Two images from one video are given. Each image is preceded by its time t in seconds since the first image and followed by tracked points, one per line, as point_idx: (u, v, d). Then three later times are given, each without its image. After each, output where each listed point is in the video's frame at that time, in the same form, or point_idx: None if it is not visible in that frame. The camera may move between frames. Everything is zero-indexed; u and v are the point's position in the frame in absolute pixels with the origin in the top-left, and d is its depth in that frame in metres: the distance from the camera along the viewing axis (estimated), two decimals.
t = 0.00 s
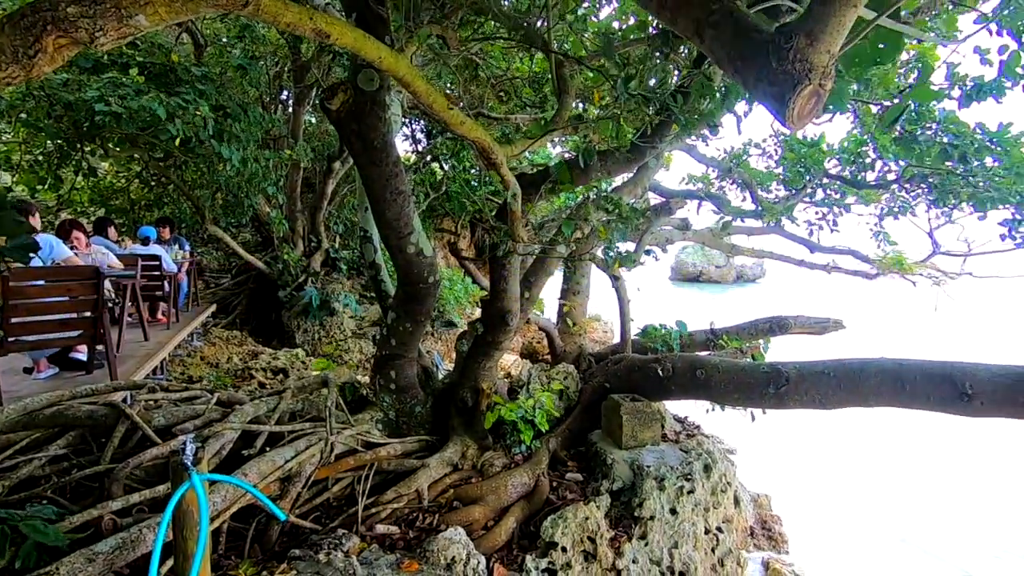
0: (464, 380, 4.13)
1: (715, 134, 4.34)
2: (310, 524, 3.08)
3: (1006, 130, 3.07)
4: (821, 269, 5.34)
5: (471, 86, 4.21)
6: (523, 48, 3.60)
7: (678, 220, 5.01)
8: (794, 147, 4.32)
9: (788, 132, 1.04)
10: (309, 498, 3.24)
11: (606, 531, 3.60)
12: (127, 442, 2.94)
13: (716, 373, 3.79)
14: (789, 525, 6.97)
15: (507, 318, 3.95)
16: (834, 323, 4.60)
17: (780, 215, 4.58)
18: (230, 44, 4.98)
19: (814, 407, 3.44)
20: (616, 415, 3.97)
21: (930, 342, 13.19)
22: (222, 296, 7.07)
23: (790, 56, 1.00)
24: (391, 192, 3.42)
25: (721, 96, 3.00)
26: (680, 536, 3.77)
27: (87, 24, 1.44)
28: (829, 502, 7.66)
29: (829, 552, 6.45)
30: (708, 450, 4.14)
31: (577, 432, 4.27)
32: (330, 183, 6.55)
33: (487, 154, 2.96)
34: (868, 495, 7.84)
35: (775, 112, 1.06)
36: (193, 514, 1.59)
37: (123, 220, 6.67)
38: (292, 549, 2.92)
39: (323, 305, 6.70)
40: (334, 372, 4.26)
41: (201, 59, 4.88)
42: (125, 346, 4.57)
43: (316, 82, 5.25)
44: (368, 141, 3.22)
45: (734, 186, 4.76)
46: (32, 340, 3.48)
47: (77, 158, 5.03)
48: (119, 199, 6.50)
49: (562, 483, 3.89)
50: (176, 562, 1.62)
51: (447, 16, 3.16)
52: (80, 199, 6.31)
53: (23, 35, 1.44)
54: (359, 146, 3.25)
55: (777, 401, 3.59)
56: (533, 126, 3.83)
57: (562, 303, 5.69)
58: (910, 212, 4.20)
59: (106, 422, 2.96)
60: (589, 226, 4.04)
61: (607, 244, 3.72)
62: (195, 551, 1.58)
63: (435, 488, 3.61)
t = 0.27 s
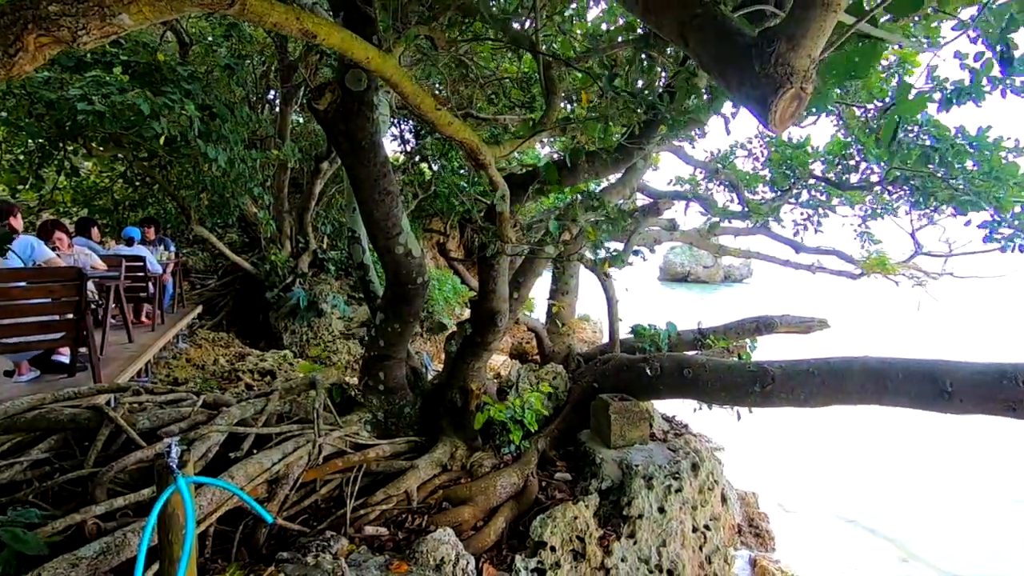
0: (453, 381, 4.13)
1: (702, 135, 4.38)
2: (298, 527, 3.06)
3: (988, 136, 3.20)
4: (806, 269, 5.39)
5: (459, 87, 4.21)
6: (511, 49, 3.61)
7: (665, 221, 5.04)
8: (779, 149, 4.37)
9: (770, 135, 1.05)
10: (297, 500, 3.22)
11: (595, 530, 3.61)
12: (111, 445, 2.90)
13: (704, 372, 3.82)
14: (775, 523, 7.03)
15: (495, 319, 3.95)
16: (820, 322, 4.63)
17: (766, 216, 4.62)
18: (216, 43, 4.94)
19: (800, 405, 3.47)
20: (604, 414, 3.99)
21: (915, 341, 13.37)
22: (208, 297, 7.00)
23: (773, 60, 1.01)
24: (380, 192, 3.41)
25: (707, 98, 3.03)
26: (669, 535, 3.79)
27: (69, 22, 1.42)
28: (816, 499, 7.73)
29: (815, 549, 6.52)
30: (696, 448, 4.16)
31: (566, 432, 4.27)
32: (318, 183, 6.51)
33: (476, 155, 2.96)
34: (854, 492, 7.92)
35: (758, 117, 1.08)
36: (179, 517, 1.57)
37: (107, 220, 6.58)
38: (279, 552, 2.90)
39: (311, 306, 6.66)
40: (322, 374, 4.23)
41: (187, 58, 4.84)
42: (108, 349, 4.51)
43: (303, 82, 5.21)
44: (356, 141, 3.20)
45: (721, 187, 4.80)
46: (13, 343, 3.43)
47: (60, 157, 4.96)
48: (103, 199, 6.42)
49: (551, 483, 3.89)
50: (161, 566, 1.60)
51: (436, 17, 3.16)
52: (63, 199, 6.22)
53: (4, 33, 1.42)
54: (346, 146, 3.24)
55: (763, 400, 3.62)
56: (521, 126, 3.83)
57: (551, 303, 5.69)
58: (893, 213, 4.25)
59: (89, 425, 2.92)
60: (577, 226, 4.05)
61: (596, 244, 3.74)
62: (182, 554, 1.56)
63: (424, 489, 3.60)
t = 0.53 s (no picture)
0: (446, 381, 4.13)
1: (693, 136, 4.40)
2: (291, 528, 3.05)
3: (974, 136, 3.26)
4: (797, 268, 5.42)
5: (451, 87, 4.21)
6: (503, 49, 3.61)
7: (658, 221, 5.05)
8: (770, 149, 4.39)
9: (758, 136, 1.06)
10: (289, 502, 3.21)
11: (588, 529, 3.62)
12: (101, 447, 2.89)
13: (696, 371, 3.84)
14: (768, 520, 7.07)
15: (488, 319, 3.96)
16: (810, 320, 4.65)
17: (757, 216, 4.64)
18: (207, 42, 4.91)
19: (790, 403, 3.49)
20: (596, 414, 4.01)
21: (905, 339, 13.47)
22: (199, 298, 6.97)
23: (760, 63, 1.02)
24: (372, 192, 3.40)
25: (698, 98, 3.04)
26: (661, 533, 3.80)
27: (56, 21, 1.41)
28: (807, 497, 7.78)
29: (806, 546, 6.56)
30: (688, 447, 4.18)
31: (559, 431, 4.28)
32: (310, 183, 6.49)
33: (468, 156, 2.96)
34: (845, 490, 7.97)
35: (746, 118, 1.08)
36: (170, 519, 1.56)
37: (96, 220, 6.52)
38: (271, 554, 2.89)
39: (303, 306, 6.63)
40: (314, 375, 4.22)
41: (177, 57, 4.80)
42: (98, 350, 4.47)
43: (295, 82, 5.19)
44: (348, 141, 3.20)
45: (713, 187, 4.82)
46: None
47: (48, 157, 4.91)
48: (92, 199, 6.36)
49: (544, 482, 3.90)
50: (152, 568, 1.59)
51: (428, 18, 3.15)
52: (51, 199, 6.16)
53: None
54: (338, 146, 3.23)
55: (755, 398, 3.63)
56: (514, 127, 3.84)
57: (544, 303, 5.69)
58: (882, 213, 4.29)
59: (78, 428, 2.90)
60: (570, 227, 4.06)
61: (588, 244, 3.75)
62: (174, 556, 1.55)
63: (417, 489, 3.59)
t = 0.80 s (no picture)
0: (440, 381, 4.13)
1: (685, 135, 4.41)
2: (283, 529, 3.05)
3: (962, 136, 3.31)
4: (788, 267, 5.45)
5: (443, 87, 4.20)
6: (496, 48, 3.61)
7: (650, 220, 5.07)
8: (762, 148, 4.41)
9: (746, 137, 1.07)
10: (281, 503, 3.20)
11: (581, 528, 3.63)
12: (91, 450, 2.87)
13: (688, 370, 3.86)
14: (760, 518, 7.10)
15: (482, 319, 3.96)
16: (802, 318, 4.67)
17: (749, 215, 4.66)
18: (197, 41, 4.88)
19: (781, 401, 3.51)
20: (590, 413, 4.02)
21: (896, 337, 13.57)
22: (190, 299, 6.93)
23: (747, 63, 1.02)
24: (364, 192, 3.39)
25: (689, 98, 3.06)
26: (654, 531, 3.82)
27: (42, 20, 1.39)
28: (799, 494, 7.82)
29: (800, 544, 6.58)
30: (681, 445, 4.20)
31: (552, 431, 4.29)
32: (303, 183, 6.47)
33: (460, 155, 2.95)
34: (837, 488, 8.02)
35: (734, 119, 1.09)
36: (160, 520, 1.56)
37: (85, 221, 6.47)
38: (264, 555, 2.88)
39: (296, 307, 6.61)
40: (307, 375, 4.21)
41: (167, 56, 4.77)
42: (88, 351, 4.44)
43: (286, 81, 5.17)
44: (339, 141, 3.19)
45: (705, 186, 4.83)
46: None
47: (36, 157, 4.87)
48: (81, 199, 6.31)
49: (537, 481, 3.90)
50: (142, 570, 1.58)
51: (419, 17, 3.15)
52: (40, 199, 6.11)
53: None
54: (330, 146, 3.22)
55: (746, 397, 3.65)
56: (506, 126, 3.84)
57: (537, 302, 5.70)
58: (873, 212, 4.31)
59: (68, 430, 2.88)
60: (562, 226, 4.06)
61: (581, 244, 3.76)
62: (164, 557, 1.55)
63: (411, 489, 3.59)
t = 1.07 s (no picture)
0: (428, 380, 4.12)
1: (672, 134, 4.43)
2: (270, 531, 3.02)
3: (943, 134, 3.37)
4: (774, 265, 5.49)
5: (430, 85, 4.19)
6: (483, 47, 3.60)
7: (638, 219, 5.08)
8: (748, 147, 4.44)
9: (731, 134, 1.07)
10: (268, 505, 3.17)
11: (570, 526, 3.63)
12: (73, 453, 2.83)
13: (675, 368, 3.87)
14: (748, 514, 7.15)
15: (470, 317, 3.96)
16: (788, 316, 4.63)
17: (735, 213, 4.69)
18: (181, 38, 4.82)
19: (768, 398, 3.52)
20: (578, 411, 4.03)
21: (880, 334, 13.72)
22: (175, 299, 6.86)
23: (731, 62, 1.03)
24: (351, 191, 3.37)
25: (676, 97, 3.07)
26: (642, 528, 3.83)
27: (17, 15, 1.36)
28: (786, 489, 7.89)
29: (787, 539, 6.63)
30: (669, 443, 4.21)
31: (541, 429, 4.29)
32: (289, 182, 6.42)
33: (447, 154, 2.94)
34: (823, 484, 8.09)
35: (718, 117, 1.09)
36: (143, 524, 1.54)
37: (67, 220, 6.38)
38: (250, 558, 2.86)
39: (283, 306, 6.56)
40: (294, 376, 4.17)
41: (150, 53, 4.71)
42: (69, 353, 4.37)
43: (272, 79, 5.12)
44: (325, 139, 3.17)
45: (692, 184, 4.85)
46: None
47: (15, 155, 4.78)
48: (62, 198, 6.22)
49: (526, 480, 3.90)
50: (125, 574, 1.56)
51: (406, 15, 3.13)
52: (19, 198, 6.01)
53: None
54: (316, 144, 3.19)
55: (733, 394, 3.66)
56: (493, 125, 3.83)
57: (525, 301, 5.69)
58: (857, 210, 4.36)
59: (49, 433, 2.84)
60: (550, 225, 4.06)
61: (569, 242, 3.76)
62: (148, 560, 1.53)
63: (399, 490, 3.57)
